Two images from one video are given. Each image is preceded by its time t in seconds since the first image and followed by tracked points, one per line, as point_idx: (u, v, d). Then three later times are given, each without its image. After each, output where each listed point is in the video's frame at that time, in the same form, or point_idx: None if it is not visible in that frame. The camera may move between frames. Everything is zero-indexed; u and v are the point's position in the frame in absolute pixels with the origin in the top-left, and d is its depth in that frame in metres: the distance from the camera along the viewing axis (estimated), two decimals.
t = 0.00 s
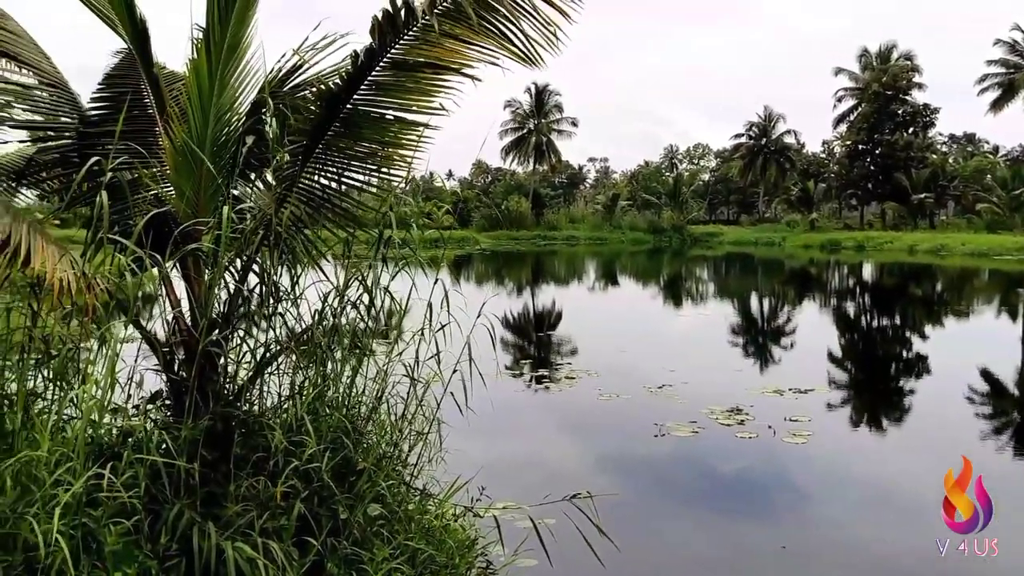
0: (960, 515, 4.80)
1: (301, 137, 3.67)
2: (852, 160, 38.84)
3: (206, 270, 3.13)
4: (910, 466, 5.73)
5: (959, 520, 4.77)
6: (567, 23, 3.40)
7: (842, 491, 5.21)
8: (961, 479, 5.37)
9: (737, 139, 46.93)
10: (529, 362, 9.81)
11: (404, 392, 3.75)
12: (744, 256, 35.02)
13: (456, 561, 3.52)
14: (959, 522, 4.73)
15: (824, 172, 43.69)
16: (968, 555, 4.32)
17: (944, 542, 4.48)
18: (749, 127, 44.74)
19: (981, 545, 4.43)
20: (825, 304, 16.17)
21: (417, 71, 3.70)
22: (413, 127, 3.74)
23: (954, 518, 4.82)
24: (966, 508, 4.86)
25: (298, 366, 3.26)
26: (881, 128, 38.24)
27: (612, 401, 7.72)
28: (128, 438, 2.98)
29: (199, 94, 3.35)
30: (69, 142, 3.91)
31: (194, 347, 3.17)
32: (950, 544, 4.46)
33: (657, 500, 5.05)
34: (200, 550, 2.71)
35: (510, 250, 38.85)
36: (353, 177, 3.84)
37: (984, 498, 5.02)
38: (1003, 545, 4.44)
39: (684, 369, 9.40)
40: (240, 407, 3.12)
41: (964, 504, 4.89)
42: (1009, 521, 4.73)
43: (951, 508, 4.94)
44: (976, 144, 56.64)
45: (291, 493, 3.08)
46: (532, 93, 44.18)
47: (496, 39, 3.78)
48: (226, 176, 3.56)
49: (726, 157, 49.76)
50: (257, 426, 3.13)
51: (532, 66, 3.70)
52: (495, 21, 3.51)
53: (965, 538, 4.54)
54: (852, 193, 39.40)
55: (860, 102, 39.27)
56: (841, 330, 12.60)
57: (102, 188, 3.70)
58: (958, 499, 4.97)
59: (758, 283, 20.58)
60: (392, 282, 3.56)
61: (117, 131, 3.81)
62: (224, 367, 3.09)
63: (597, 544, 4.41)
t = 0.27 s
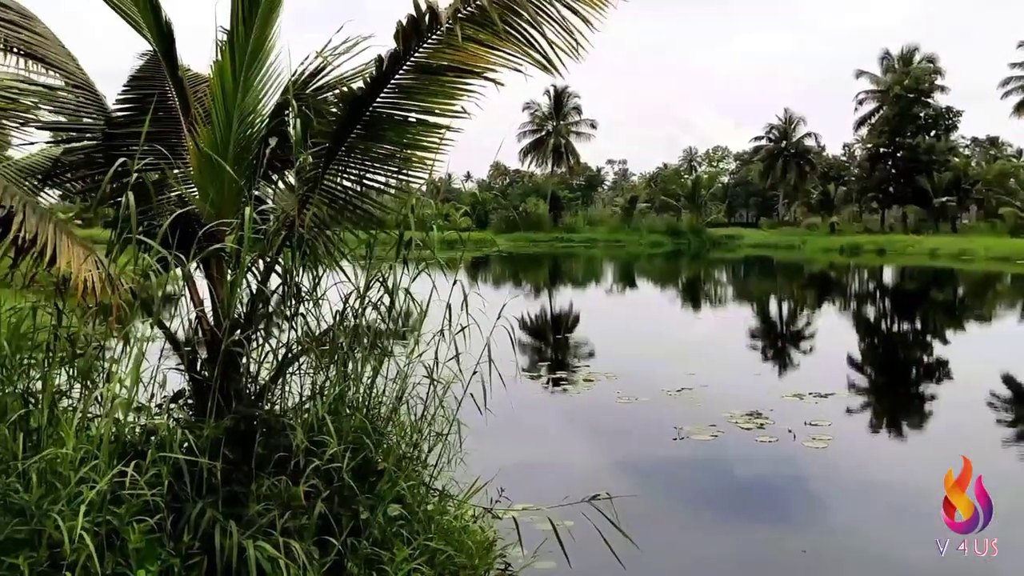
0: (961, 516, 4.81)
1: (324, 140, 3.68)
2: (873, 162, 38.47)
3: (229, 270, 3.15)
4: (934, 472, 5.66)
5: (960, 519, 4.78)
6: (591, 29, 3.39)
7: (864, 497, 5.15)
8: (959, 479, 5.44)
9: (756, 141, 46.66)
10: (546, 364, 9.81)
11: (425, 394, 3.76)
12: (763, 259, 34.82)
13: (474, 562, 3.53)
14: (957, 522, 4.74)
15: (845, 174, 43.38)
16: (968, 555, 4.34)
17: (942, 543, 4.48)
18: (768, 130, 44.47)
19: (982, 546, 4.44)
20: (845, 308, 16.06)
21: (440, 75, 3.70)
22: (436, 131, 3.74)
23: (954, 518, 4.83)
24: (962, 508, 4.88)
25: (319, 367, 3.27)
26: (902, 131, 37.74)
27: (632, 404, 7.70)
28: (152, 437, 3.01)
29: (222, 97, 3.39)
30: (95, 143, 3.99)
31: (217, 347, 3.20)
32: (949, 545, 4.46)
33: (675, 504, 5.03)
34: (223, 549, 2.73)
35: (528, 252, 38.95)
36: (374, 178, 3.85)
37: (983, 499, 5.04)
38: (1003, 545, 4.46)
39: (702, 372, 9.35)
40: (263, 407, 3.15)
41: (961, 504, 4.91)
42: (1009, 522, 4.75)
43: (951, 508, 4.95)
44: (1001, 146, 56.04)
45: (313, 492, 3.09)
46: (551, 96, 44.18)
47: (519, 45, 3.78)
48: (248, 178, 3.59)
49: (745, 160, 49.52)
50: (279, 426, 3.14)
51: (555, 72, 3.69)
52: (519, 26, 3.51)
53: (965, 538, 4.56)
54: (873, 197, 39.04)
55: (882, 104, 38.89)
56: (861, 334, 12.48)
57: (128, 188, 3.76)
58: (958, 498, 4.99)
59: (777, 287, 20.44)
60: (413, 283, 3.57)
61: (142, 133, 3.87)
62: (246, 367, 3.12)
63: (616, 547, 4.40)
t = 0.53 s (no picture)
0: (961, 516, 4.85)
1: (328, 140, 3.69)
2: (875, 166, 38.80)
3: (231, 269, 3.16)
4: (935, 476, 5.65)
5: (959, 520, 4.82)
6: (598, 31, 3.38)
7: (865, 500, 5.15)
8: (959, 481, 5.46)
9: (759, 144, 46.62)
10: (547, 365, 9.80)
11: (426, 394, 3.77)
12: (765, 262, 34.80)
13: (473, 563, 3.53)
14: (957, 524, 4.77)
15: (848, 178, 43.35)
16: (968, 555, 4.37)
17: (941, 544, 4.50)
18: (771, 132, 44.42)
19: (982, 546, 4.47)
20: (846, 311, 16.04)
21: (445, 76, 3.70)
22: (440, 132, 3.74)
23: (954, 518, 4.86)
24: (963, 510, 4.91)
25: (321, 366, 3.28)
26: (906, 135, 37.78)
27: (632, 406, 7.70)
28: (153, 435, 3.01)
29: (226, 95, 3.40)
30: (99, 142, 3.97)
31: (219, 346, 3.20)
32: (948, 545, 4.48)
33: (675, 505, 5.03)
34: (223, 548, 2.73)
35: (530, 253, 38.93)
36: (377, 178, 3.86)
37: (984, 500, 5.08)
38: (1002, 545, 4.49)
39: (703, 375, 9.35)
40: (264, 406, 3.15)
41: (962, 506, 4.94)
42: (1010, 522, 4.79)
43: (951, 508, 5.00)
44: (1003, 150, 56.01)
45: (313, 492, 3.10)
46: (554, 97, 44.12)
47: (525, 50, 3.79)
48: (252, 177, 3.60)
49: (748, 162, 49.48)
50: (280, 425, 3.15)
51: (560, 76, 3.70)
52: (525, 28, 3.52)
53: (965, 538, 4.59)
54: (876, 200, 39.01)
55: (885, 108, 38.79)
56: (862, 337, 12.48)
57: (132, 187, 3.75)
58: (958, 499, 5.02)
59: (779, 290, 20.40)
60: (415, 283, 3.58)
61: (146, 133, 3.87)
62: (248, 366, 3.12)
63: (616, 548, 4.40)
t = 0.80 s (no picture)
0: (961, 518, 4.96)
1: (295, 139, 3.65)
2: (842, 170, 39.52)
3: (196, 268, 3.12)
4: (897, 476, 5.78)
5: (960, 521, 4.93)
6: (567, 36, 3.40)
7: (829, 499, 5.24)
8: (959, 485, 5.56)
9: (728, 147, 47.18)
10: (517, 366, 9.80)
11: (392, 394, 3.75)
12: (734, 263, 35.22)
13: (439, 564, 3.53)
14: (958, 525, 4.87)
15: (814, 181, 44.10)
16: (968, 555, 4.48)
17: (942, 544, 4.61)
18: (740, 135, 44.96)
19: (982, 547, 4.58)
20: (812, 313, 16.31)
21: (415, 77, 3.70)
22: (408, 132, 3.74)
23: (955, 520, 4.96)
24: (964, 513, 5.01)
25: (287, 367, 3.25)
26: (871, 139, 38.54)
27: (600, 406, 7.74)
28: (115, 436, 2.96)
29: (192, 92, 3.35)
30: (63, 138, 3.90)
31: (182, 346, 3.16)
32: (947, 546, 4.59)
33: (644, 505, 5.07)
34: (187, 550, 2.70)
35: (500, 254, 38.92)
36: (345, 178, 3.83)
37: (984, 502, 5.19)
38: (1002, 545, 4.60)
39: (671, 375, 9.44)
40: (230, 407, 3.12)
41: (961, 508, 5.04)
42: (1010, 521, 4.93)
43: (951, 510, 5.11)
44: (964, 156, 57.47)
45: (278, 493, 3.07)
46: (525, 97, 44.17)
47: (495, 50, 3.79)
48: (218, 175, 3.55)
49: (717, 165, 50.05)
50: (244, 426, 3.11)
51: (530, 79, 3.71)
52: (496, 30, 3.51)
53: (965, 538, 4.71)
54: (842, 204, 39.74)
55: (852, 112, 39.59)
56: (828, 339, 12.70)
57: (94, 184, 3.68)
58: (959, 501, 5.12)
59: (746, 292, 20.66)
60: (382, 284, 3.56)
61: (109, 129, 3.80)
62: (212, 367, 3.08)
63: (584, 548, 4.42)
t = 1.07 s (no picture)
0: (960, 516, 5.07)
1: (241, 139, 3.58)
2: (788, 173, 40.22)
3: (138, 271, 3.04)
4: (842, 474, 5.95)
5: (959, 519, 5.05)
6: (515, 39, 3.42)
7: (777, 498, 5.37)
8: (959, 483, 5.67)
9: (678, 150, 47.91)
10: (469, 368, 9.81)
11: (340, 398, 3.71)
12: (684, 265, 35.82)
13: (388, 568, 3.50)
14: (957, 524, 4.99)
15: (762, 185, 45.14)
16: (968, 555, 4.60)
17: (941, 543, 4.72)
18: (690, 139, 45.74)
19: (981, 546, 4.71)
20: (760, 314, 16.69)
21: (363, 77, 3.68)
22: (356, 133, 3.71)
23: (954, 518, 5.08)
24: (962, 511, 5.12)
25: (232, 371, 3.19)
26: (817, 143, 39.47)
27: (551, 408, 7.78)
28: (53, 442, 2.88)
29: (134, 90, 3.27)
30: None
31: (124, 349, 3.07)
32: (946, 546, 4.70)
33: (595, 506, 5.12)
34: (128, 558, 2.63)
35: (452, 255, 38.84)
36: (293, 179, 3.77)
37: (984, 503, 5.31)
38: (1001, 545, 4.74)
39: (622, 376, 9.57)
40: (172, 411, 3.05)
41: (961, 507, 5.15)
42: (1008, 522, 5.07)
43: (951, 508, 5.22)
44: (904, 161, 59.51)
45: (222, 499, 3.02)
46: (478, 99, 44.14)
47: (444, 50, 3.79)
48: (161, 175, 3.47)
49: (667, 168, 50.81)
50: (187, 430, 3.04)
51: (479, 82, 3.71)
52: (444, 32, 3.51)
53: (965, 538, 4.83)
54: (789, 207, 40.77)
55: (799, 116, 40.49)
56: (776, 339, 13.01)
57: (31, 184, 3.56)
58: (959, 499, 5.22)
59: (696, 293, 21.04)
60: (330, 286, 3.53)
61: (46, 128, 3.68)
62: (155, 371, 3.01)
63: (533, 549, 4.44)
